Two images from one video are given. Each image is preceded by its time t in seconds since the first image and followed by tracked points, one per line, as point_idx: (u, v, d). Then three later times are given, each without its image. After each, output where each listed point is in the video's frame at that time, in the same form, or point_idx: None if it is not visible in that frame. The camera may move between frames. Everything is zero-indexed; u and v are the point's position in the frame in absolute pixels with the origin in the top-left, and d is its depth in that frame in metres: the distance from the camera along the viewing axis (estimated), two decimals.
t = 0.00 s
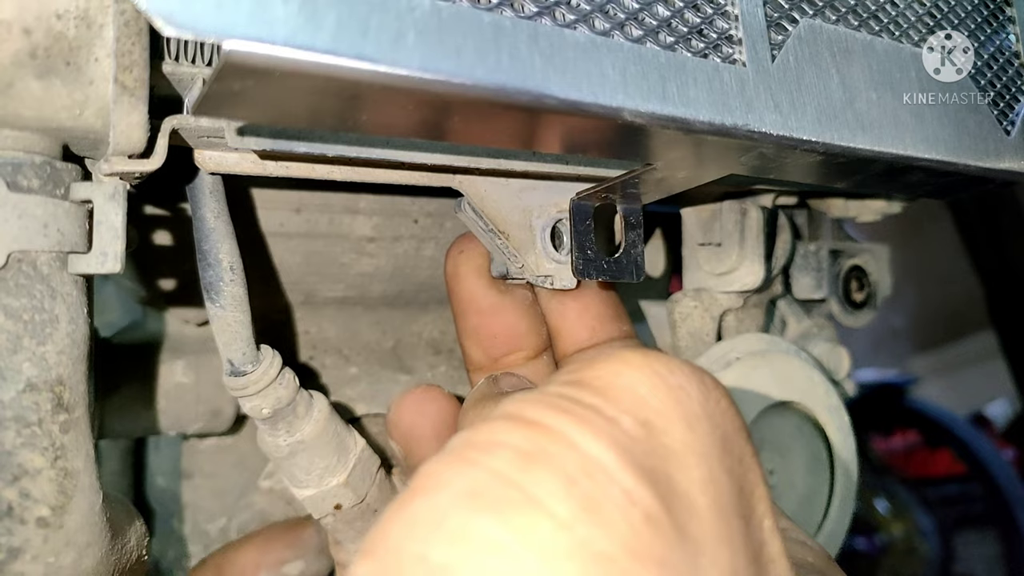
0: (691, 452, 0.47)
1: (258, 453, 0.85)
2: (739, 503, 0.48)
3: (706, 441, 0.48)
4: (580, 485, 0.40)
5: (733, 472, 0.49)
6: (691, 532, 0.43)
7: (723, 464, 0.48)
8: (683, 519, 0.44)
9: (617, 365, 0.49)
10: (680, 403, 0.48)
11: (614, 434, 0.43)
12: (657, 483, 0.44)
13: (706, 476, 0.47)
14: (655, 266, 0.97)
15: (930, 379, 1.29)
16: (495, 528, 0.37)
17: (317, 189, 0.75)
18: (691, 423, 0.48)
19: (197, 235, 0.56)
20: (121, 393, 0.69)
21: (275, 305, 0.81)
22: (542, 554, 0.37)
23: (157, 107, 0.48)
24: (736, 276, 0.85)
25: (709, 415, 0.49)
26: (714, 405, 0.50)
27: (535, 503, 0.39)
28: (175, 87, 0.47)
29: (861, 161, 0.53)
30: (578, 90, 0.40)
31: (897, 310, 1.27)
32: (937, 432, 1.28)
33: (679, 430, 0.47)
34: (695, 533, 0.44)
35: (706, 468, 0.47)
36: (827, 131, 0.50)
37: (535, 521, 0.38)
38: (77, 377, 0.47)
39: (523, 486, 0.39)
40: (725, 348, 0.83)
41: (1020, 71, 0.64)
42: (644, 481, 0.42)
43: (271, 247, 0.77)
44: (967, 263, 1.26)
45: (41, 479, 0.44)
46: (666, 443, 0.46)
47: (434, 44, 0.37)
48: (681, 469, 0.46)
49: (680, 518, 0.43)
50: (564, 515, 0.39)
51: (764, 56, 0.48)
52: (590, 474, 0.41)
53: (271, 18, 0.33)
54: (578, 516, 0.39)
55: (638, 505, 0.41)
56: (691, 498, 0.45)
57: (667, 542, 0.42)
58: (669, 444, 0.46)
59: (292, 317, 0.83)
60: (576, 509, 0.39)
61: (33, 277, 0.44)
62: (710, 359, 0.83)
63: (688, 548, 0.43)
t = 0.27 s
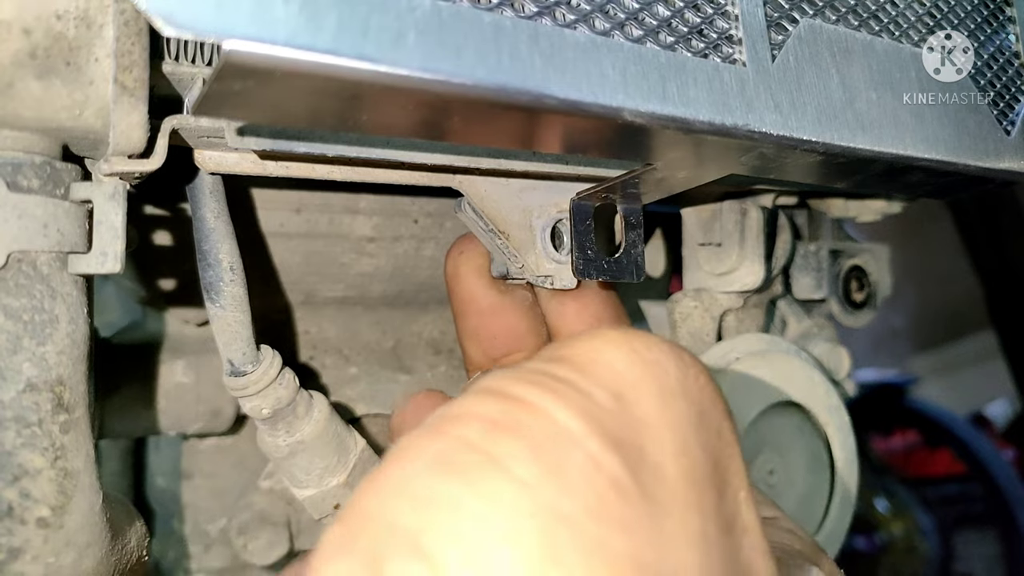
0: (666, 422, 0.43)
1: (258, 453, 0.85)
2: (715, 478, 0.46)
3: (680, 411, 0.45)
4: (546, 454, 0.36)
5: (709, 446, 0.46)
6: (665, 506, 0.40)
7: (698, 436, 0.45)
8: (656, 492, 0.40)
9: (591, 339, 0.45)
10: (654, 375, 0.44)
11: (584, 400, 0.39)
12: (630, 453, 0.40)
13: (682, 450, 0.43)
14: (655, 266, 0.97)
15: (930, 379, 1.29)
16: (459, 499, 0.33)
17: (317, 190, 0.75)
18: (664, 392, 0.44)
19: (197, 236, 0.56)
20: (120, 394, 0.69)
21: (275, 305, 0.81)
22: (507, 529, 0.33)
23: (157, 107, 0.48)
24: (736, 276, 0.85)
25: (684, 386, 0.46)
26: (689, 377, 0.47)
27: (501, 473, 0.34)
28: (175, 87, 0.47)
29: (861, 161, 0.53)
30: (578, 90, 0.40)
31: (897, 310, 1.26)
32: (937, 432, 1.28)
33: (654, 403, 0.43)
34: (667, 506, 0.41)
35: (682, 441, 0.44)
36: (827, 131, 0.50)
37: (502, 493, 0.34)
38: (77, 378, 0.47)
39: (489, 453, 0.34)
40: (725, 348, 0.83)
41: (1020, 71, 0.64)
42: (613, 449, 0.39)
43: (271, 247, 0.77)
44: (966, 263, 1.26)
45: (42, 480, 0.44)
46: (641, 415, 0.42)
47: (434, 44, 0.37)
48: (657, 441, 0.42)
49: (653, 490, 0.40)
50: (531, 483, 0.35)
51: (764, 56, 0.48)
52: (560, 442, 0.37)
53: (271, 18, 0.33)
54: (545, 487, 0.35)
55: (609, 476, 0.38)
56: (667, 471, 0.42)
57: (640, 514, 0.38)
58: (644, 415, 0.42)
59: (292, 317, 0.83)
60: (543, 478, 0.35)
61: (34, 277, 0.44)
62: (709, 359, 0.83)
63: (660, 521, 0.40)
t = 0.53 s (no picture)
0: (616, 409, 0.43)
1: (257, 453, 0.85)
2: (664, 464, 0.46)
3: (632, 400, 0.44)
4: (488, 442, 0.35)
5: (661, 435, 0.46)
6: (609, 492, 0.40)
7: (650, 424, 0.45)
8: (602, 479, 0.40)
9: (545, 331, 0.45)
10: (606, 365, 0.44)
11: (532, 392, 0.39)
12: (574, 440, 0.40)
13: (632, 436, 0.43)
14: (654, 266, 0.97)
15: (930, 379, 1.30)
16: (396, 490, 0.32)
17: (316, 190, 0.75)
18: (616, 381, 0.44)
19: (197, 236, 0.56)
20: (120, 394, 0.69)
21: (274, 306, 0.81)
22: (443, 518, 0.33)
23: (156, 107, 0.48)
24: (735, 276, 0.85)
25: (637, 374, 0.46)
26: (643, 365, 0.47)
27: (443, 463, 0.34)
28: (175, 87, 0.47)
29: (861, 161, 0.53)
30: (579, 90, 0.40)
31: (897, 309, 1.30)
32: (936, 432, 1.26)
33: (605, 390, 0.43)
34: (613, 492, 0.41)
35: (632, 429, 0.44)
36: (827, 131, 0.50)
37: (442, 483, 0.33)
38: (76, 378, 0.47)
39: (431, 443, 0.34)
40: (725, 348, 0.83)
41: (1021, 70, 0.63)
42: (555, 437, 0.38)
43: (271, 247, 0.77)
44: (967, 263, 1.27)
45: (41, 480, 0.44)
46: (590, 403, 0.42)
47: (434, 44, 0.37)
48: (607, 428, 0.42)
49: (599, 478, 0.40)
50: (475, 475, 0.34)
51: (764, 56, 0.48)
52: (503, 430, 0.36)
53: (271, 18, 0.33)
54: (483, 476, 0.35)
55: (550, 463, 0.38)
56: (615, 460, 0.42)
57: (581, 503, 0.39)
58: (592, 401, 0.42)
59: (292, 317, 0.83)
60: (484, 467, 0.35)
61: (33, 277, 0.44)
62: (709, 360, 0.83)
63: (602, 508, 0.40)
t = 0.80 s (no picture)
0: (546, 357, 0.43)
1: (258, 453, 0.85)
2: (596, 411, 0.46)
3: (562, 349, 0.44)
4: (403, 389, 0.35)
5: (592, 381, 0.46)
6: (533, 436, 0.40)
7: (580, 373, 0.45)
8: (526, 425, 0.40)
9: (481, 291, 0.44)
10: (536, 316, 0.44)
11: (461, 348, 0.39)
12: (497, 386, 0.39)
13: (561, 384, 0.43)
14: (654, 266, 0.97)
15: (929, 379, 1.31)
16: (320, 446, 0.32)
17: (316, 189, 0.75)
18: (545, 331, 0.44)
19: (197, 235, 0.56)
20: (121, 393, 0.69)
21: (274, 305, 0.81)
22: (356, 461, 0.33)
23: (156, 107, 0.48)
24: (736, 276, 0.85)
25: (567, 324, 0.46)
26: (579, 318, 0.47)
27: (356, 409, 0.34)
28: (176, 87, 0.47)
29: (861, 161, 0.53)
30: (578, 90, 0.40)
31: (897, 310, 1.32)
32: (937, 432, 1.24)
33: (536, 342, 0.42)
34: (535, 435, 0.41)
35: (560, 376, 0.43)
36: (827, 131, 0.50)
37: (354, 426, 0.33)
38: (76, 377, 0.47)
39: (355, 400, 0.34)
40: (725, 348, 0.83)
41: (1020, 71, 0.63)
42: (481, 390, 0.38)
43: (271, 247, 0.77)
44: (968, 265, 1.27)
45: (41, 480, 0.44)
46: (520, 353, 0.41)
47: (434, 44, 0.37)
48: (535, 375, 0.42)
49: (523, 424, 0.40)
50: (398, 427, 0.34)
51: (764, 56, 0.48)
52: (419, 377, 0.36)
53: (271, 19, 0.33)
54: (400, 421, 0.34)
55: (471, 410, 0.37)
56: (544, 411, 0.42)
57: (507, 452, 0.39)
58: (521, 351, 0.42)
59: (292, 316, 0.83)
60: (399, 412, 0.34)
61: (33, 277, 0.44)
62: (709, 359, 0.83)
63: (525, 451, 0.40)
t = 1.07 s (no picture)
0: (500, 331, 0.38)
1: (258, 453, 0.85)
2: (572, 386, 0.40)
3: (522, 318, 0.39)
4: (357, 379, 0.34)
5: (562, 353, 0.40)
6: (494, 415, 0.36)
7: (545, 343, 0.39)
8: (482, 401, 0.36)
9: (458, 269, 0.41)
10: (486, 283, 0.39)
11: (423, 333, 0.37)
12: (452, 363, 0.36)
13: (522, 355, 0.38)
14: (654, 266, 0.97)
15: (930, 379, 1.29)
16: (277, 435, 0.32)
17: (317, 190, 0.75)
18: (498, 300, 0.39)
19: (197, 235, 0.56)
20: (121, 395, 0.70)
21: (275, 306, 0.81)
22: (318, 451, 0.32)
23: (156, 107, 0.48)
24: (736, 276, 0.85)
25: (534, 295, 0.40)
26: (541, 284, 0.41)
27: (321, 406, 0.33)
28: (176, 87, 0.47)
29: (861, 161, 0.53)
30: (579, 90, 0.40)
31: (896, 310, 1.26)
32: (937, 432, 1.25)
33: (491, 311, 0.38)
34: (496, 412, 0.36)
35: (522, 346, 0.38)
36: (827, 132, 0.50)
37: (320, 417, 0.32)
38: (76, 378, 0.47)
39: (316, 389, 0.34)
40: (726, 347, 0.82)
41: (1020, 70, 0.63)
42: (444, 370, 0.36)
43: (272, 248, 0.77)
44: (968, 265, 1.24)
45: (42, 480, 0.44)
46: (473, 327, 0.38)
47: (434, 44, 0.37)
48: (493, 349, 0.37)
49: (494, 405, 0.36)
50: (353, 411, 0.33)
51: (764, 56, 0.48)
52: (372, 361, 0.35)
53: (272, 19, 0.33)
54: (364, 408, 0.33)
55: (433, 391, 0.35)
56: (523, 394, 0.38)
57: (479, 435, 0.35)
58: (474, 322, 0.38)
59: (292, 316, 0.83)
60: (364, 400, 0.33)
61: (33, 277, 0.44)
62: (710, 359, 0.83)
63: (484, 431, 0.36)
